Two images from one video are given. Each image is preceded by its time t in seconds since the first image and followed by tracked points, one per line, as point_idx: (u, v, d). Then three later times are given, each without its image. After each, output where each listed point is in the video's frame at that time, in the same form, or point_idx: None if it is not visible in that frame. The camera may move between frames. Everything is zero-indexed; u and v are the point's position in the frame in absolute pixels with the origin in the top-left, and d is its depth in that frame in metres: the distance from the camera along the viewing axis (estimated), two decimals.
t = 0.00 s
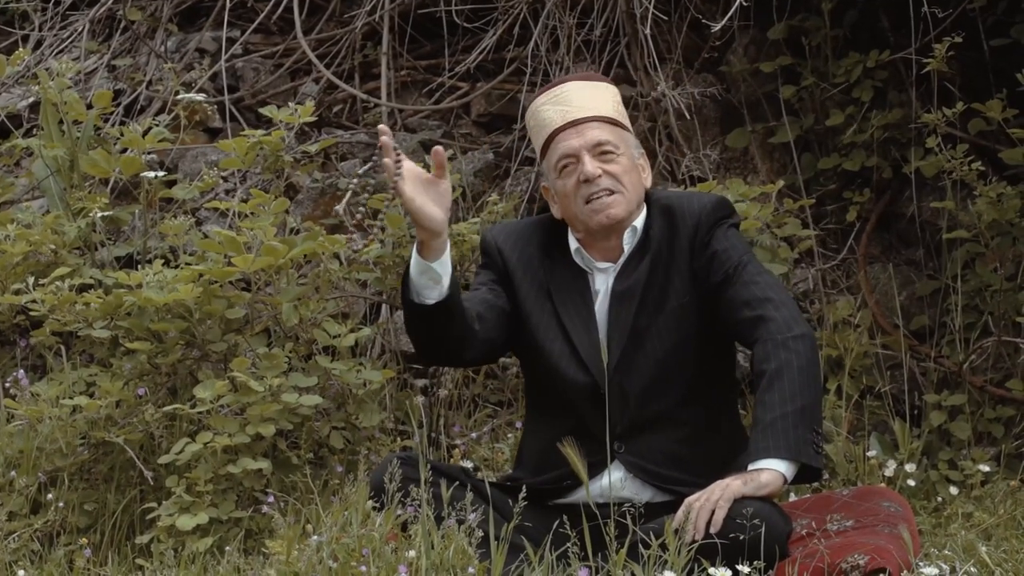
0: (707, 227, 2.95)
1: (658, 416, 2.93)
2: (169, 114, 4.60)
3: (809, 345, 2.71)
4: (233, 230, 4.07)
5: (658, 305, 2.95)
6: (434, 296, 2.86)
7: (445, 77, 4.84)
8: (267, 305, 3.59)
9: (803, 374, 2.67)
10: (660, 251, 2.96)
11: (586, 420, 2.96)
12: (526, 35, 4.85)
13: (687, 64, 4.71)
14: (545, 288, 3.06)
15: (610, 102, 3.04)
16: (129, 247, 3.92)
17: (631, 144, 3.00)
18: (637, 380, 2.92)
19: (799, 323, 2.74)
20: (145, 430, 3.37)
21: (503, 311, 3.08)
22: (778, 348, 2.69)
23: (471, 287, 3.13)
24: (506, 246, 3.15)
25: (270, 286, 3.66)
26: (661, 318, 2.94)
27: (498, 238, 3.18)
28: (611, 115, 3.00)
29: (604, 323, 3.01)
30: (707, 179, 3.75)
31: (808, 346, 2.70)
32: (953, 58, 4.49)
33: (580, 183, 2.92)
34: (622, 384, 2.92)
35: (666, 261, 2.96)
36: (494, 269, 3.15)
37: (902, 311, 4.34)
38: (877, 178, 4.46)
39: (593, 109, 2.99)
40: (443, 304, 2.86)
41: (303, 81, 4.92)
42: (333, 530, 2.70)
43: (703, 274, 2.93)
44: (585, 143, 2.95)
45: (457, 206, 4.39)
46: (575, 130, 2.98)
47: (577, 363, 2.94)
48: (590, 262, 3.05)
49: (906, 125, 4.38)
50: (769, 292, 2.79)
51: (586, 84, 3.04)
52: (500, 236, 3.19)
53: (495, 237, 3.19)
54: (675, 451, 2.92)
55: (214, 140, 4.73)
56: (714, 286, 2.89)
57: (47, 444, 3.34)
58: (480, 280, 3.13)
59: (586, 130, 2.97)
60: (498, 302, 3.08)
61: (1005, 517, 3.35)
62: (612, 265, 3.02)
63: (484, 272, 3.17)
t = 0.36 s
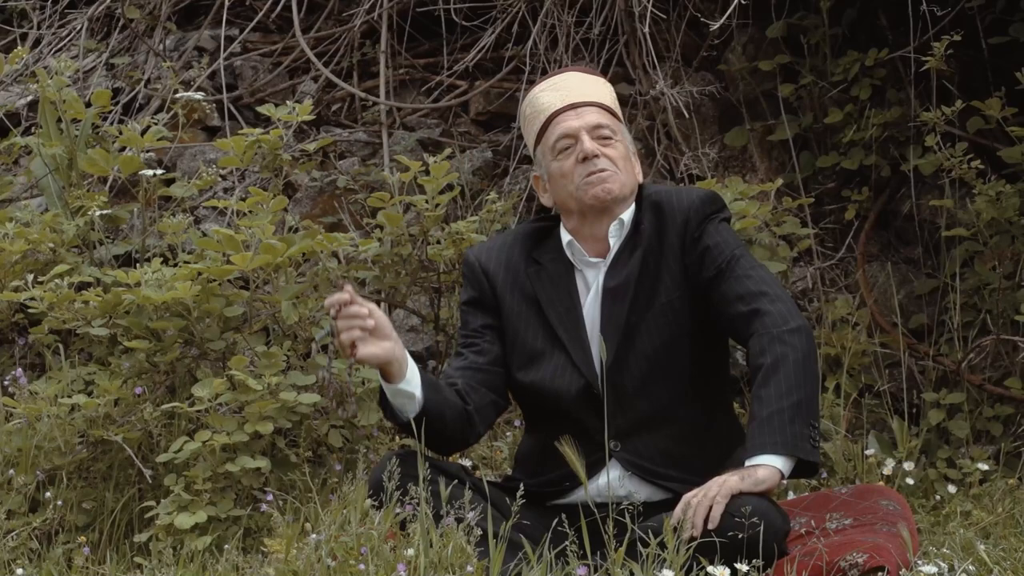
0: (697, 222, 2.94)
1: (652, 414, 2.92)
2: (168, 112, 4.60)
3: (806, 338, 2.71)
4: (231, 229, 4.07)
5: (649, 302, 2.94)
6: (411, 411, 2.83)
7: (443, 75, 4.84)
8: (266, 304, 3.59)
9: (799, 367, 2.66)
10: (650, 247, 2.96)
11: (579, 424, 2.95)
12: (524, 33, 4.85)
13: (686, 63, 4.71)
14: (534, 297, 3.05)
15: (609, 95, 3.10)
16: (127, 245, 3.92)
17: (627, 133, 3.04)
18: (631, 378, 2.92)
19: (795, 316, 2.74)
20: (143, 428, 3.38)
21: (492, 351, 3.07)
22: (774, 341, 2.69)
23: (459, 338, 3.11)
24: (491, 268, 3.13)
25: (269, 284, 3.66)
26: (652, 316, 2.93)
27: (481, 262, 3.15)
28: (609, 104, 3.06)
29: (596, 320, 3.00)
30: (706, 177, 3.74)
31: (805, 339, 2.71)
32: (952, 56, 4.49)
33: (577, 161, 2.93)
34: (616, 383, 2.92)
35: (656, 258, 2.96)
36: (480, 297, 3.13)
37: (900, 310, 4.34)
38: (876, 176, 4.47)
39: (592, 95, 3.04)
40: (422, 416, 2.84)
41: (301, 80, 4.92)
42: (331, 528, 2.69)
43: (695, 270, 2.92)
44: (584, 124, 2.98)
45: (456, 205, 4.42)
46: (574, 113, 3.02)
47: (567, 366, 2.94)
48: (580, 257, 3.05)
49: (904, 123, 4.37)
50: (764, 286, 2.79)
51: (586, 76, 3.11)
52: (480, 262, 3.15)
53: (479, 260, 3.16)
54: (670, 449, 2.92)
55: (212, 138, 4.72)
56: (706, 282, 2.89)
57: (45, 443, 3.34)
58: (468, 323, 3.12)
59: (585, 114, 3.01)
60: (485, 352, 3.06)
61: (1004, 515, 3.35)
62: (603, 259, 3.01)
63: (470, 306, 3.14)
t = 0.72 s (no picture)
0: (681, 223, 2.94)
1: (647, 420, 2.93)
2: (166, 111, 4.60)
3: (802, 335, 2.71)
4: (230, 228, 4.08)
5: (637, 310, 2.94)
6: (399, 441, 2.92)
7: (442, 74, 4.83)
8: (264, 303, 3.59)
9: (797, 365, 2.66)
10: (635, 254, 2.95)
11: (570, 435, 2.95)
12: (523, 32, 4.84)
13: (685, 62, 4.71)
14: (518, 309, 3.04)
15: (585, 105, 3.01)
16: (126, 244, 3.91)
17: (604, 147, 2.97)
18: (623, 387, 2.92)
19: (790, 314, 2.74)
20: (142, 427, 3.38)
21: (476, 373, 3.08)
22: (770, 341, 2.69)
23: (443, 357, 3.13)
24: (472, 284, 3.12)
25: (268, 283, 3.66)
26: (642, 324, 2.93)
27: (462, 277, 3.13)
28: (586, 119, 2.97)
29: (581, 330, 2.99)
30: (704, 177, 3.74)
31: (801, 337, 2.71)
32: (951, 56, 4.49)
33: (556, 187, 2.88)
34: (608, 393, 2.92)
35: (643, 263, 2.95)
36: (462, 314, 3.12)
37: (899, 309, 4.34)
38: (874, 175, 4.47)
39: (568, 112, 2.95)
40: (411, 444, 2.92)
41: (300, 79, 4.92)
42: (330, 527, 2.69)
43: (682, 273, 2.92)
44: (562, 147, 2.90)
45: (455, 203, 4.45)
46: (551, 133, 2.94)
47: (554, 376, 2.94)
48: (565, 269, 3.02)
49: (903, 123, 4.37)
50: (755, 285, 2.79)
51: (562, 86, 3.01)
52: (460, 279, 3.13)
53: (459, 275, 3.14)
54: (668, 454, 2.93)
55: (211, 137, 4.71)
56: (695, 286, 2.89)
57: (44, 442, 3.34)
58: (451, 344, 3.12)
59: (562, 134, 2.92)
60: (468, 373, 3.08)
61: (1003, 514, 3.35)
62: (587, 271, 2.99)
63: (452, 323, 3.14)
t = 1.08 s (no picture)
0: (677, 225, 2.94)
1: (643, 422, 2.94)
2: (165, 109, 4.60)
3: (803, 333, 2.71)
4: (229, 226, 4.08)
5: (632, 312, 2.94)
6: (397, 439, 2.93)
7: (441, 73, 4.83)
8: (263, 301, 3.60)
9: (798, 363, 2.67)
10: (630, 256, 2.94)
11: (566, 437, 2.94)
12: (522, 31, 4.84)
13: (684, 60, 4.71)
14: (512, 310, 3.01)
15: (601, 115, 2.90)
16: (125, 242, 3.92)
17: (601, 162, 2.88)
18: (619, 389, 2.92)
19: (791, 311, 2.74)
20: (141, 425, 3.38)
21: (469, 374, 3.07)
22: (770, 339, 2.69)
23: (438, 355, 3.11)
24: (468, 281, 3.07)
25: (267, 281, 3.66)
26: (637, 326, 2.93)
27: (457, 274, 3.09)
28: (591, 128, 2.88)
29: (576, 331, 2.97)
30: (703, 175, 3.74)
31: (802, 334, 2.71)
32: (950, 54, 4.49)
33: (525, 186, 2.87)
34: (604, 396, 2.92)
35: (638, 266, 2.95)
36: (457, 312, 3.10)
37: (898, 307, 4.35)
38: (873, 173, 4.47)
39: (571, 117, 2.88)
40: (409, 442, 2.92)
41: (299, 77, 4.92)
42: (329, 526, 2.70)
43: (678, 274, 2.91)
44: (546, 148, 2.87)
45: (453, 201, 4.42)
46: (545, 132, 2.90)
47: (549, 376, 2.93)
48: (560, 271, 2.99)
49: (902, 121, 4.37)
50: (753, 284, 2.79)
51: (584, 89, 2.92)
52: (454, 276, 3.09)
53: (454, 271, 3.10)
54: (664, 456, 2.94)
55: (211, 135, 4.71)
56: (692, 286, 2.88)
57: (43, 440, 3.34)
58: (446, 342, 3.11)
59: (552, 136, 2.88)
60: (462, 373, 3.07)
61: (1001, 512, 3.35)
62: (582, 272, 2.96)
63: (447, 321, 3.11)
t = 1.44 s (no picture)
0: (682, 224, 2.93)
1: (644, 421, 2.94)
2: (164, 107, 4.61)
3: (805, 333, 2.71)
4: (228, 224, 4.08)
5: (635, 311, 2.94)
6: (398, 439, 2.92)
7: (440, 71, 4.84)
8: (262, 299, 3.60)
9: (799, 363, 2.67)
10: (634, 254, 2.94)
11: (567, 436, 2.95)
12: (521, 29, 4.84)
13: (683, 58, 4.71)
14: (515, 307, 3.01)
15: (617, 115, 2.92)
16: (123, 241, 3.92)
17: (613, 160, 2.89)
18: (620, 387, 2.92)
19: (793, 312, 2.74)
20: (139, 423, 3.38)
21: (471, 371, 3.07)
22: (773, 339, 2.69)
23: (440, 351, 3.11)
24: (472, 278, 3.07)
25: (265, 280, 3.66)
26: (640, 324, 2.93)
27: (462, 270, 3.08)
28: (605, 126, 2.89)
29: (579, 329, 2.97)
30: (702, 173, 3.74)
31: (804, 335, 2.71)
32: (948, 52, 4.50)
33: (537, 179, 2.88)
34: (605, 394, 2.92)
35: (641, 264, 2.95)
36: (460, 309, 3.09)
37: (896, 305, 4.35)
38: (872, 172, 4.47)
39: (587, 114, 2.89)
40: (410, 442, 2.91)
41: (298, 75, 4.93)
42: (327, 525, 2.70)
43: (681, 273, 2.91)
44: (560, 143, 2.88)
45: (452, 199, 4.43)
46: (560, 127, 2.91)
47: (551, 374, 2.93)
48: (564, 267, 2.98)
49: (900, 119, 4.37)
50: (757, 284, 2.79)
51: (602, 88, 2.93)
52: (458, 272, 3.09)
53: (458, 268, 3.09)
54: (665, 455, 2.95)
55: (209, 134, 4.72)
56: (696, 285, 2.88)
57: (41, 438, 3.34)
58: (449, 338, 3.10)
59: (567, 131, 2.89)
60: (464, 371, 3.06)
61: (1000, 510, 3.36)
62: (587, 269, 2.95)
63: (450, 317, 3.11)
